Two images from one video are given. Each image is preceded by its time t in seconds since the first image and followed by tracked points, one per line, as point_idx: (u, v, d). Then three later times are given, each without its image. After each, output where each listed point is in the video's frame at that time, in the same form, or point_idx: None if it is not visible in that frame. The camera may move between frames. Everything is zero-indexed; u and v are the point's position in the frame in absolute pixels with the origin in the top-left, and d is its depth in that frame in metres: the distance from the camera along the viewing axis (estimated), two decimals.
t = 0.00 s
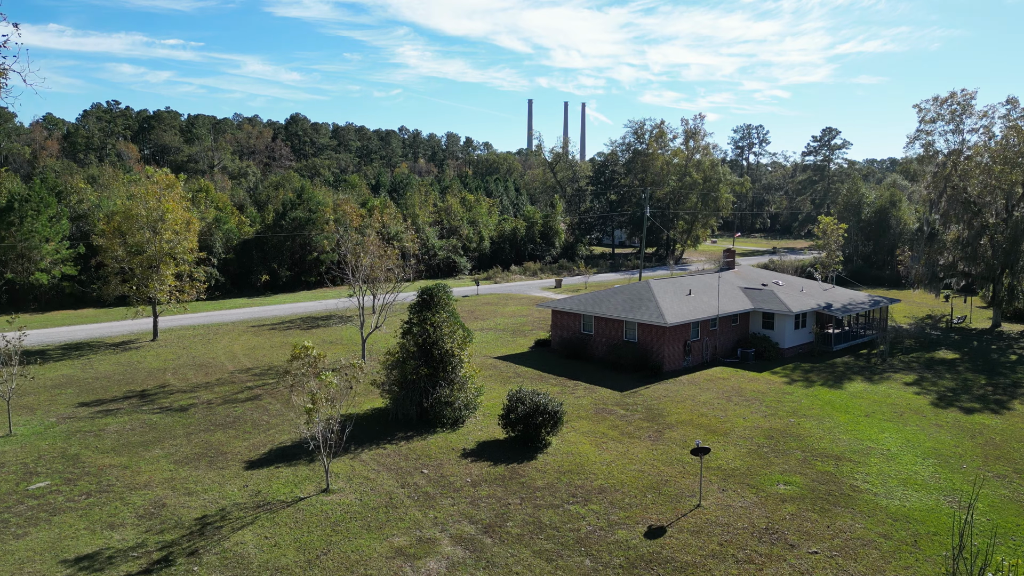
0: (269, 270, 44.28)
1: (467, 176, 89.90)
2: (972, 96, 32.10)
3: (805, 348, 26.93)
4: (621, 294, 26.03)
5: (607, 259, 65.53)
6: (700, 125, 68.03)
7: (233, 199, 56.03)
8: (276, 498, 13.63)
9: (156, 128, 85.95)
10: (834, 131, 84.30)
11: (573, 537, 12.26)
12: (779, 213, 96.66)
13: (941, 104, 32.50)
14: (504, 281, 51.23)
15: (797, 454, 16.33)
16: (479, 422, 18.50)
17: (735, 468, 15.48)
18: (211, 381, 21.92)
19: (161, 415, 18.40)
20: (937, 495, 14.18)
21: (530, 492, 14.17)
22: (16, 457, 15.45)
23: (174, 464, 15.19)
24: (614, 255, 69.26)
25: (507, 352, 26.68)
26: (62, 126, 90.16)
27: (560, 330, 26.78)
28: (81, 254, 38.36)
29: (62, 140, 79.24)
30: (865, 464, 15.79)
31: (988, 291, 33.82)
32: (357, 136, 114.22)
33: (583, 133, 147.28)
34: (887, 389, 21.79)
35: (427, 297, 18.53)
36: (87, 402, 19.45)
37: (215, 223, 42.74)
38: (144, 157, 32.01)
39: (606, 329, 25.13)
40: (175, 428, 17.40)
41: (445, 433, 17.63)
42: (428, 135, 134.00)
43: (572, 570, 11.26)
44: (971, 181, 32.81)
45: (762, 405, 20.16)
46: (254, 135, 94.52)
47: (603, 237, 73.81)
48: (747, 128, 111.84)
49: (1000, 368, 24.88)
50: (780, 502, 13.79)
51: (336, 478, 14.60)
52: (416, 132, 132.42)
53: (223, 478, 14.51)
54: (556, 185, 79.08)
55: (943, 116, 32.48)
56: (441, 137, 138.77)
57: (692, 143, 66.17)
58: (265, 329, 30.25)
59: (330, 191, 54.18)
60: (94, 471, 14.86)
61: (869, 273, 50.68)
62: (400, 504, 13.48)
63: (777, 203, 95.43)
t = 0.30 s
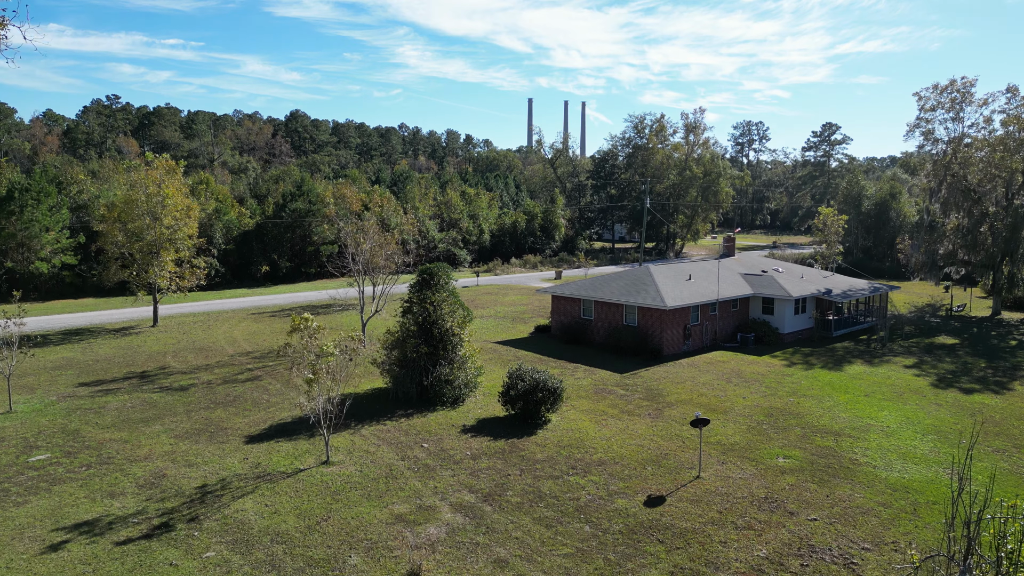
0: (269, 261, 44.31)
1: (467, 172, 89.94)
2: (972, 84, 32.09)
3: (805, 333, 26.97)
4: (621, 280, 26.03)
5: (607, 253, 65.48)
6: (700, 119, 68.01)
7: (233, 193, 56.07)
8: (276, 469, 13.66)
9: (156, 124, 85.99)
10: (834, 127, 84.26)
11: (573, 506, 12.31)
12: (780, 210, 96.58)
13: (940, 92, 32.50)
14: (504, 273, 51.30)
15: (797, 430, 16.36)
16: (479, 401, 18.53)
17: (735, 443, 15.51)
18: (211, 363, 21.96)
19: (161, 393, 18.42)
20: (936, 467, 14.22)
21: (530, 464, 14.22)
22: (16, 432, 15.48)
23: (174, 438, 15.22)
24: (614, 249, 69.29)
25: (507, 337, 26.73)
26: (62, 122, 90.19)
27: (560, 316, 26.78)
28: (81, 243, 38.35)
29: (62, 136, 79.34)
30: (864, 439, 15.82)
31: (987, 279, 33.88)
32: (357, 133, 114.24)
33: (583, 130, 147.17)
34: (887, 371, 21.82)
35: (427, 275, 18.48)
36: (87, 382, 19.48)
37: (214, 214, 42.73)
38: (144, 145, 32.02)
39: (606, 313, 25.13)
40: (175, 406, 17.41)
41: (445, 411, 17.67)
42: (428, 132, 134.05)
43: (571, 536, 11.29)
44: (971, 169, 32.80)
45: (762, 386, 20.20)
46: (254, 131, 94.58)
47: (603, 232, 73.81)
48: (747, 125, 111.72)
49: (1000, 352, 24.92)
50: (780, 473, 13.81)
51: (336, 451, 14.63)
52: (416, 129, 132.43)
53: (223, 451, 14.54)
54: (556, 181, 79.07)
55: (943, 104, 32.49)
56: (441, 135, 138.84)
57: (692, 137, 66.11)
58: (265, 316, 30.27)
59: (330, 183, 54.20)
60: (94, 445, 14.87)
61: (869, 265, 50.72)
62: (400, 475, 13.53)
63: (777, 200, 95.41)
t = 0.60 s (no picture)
0: (269, 253, 44.29)
1: (467, 168, 89.91)
2: (972, 72, 32.05)
3: (804, 319, 26.98)
4: (621, 265, 26.03)
5: (607, 248, 65.48)
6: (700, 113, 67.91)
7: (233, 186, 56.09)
8: (276, 442, 13.67)
9: (156, 120, 85.92)
10: (834, 122, 84.20)
11: (573, 475, 12.32)
12: (779, 206, 96.59)
13: (941, 80, 32.45)
14: (504, 266, 51.31)
15: (797, 407, 16.38)
16: (479, 380, 18.54)
17: (735, 419, 15.52)
18: (212, 346, 21.96)
19: (162, 373, 18.44)
20: (936, 441, 14.23)
21: (531, 437, 14.24)
22: (17, 408, 15.48)
23: (174, 413, 15.23)
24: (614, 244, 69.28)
25: (507, 323, 26.76)
26: (62, 118, 90.09)
27: (560, 302, 26.78)
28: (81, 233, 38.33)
29: (62, 132, 79.26)
30: (864, 415, 15.83)
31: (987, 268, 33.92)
32: (357, 130, 114.19)
33: (583, 127, 147.07)
34: (887, 354, 21.84)
35: (428, 255, 18.47)
36: (87, 363, 19.48)
37: (214, 205, 42.68)
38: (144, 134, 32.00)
39: (606, 299, 25.13)
40: (175, 384, 17.43)
41: (445, 389, 17.70)
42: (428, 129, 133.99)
43: (572, 502, 11.30)
44: (971, 158, 32.76)
45: (762, 367, 20.21)
46: (254, 128, 94.55)
47: (603, 227, 73.78)
48: (746, 121, 111.62)
49: (1000, 337, 24.94)
50: (780, 446, 13.81)
51: (336, 426, 14.63)
52: (416, 126, 132.34)
53: (224, 425, 14.55)
54: (556, 176, 79.06)
55: (944, 93, 32.45)
56: (441, 132, 138.78)
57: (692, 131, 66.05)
58: (266, 304, 30.27)
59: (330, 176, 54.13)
60: (95, 420, 14.88)
61: (869, 257, 50.73)
62: (401, 447, 13.55)
63: (777, 195, 95.41)
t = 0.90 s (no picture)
0: (270, 245, 44.28)
1: (466, 165, 89.86)
2: (973, 62, 32.03)
3: (805, 306, 26.96)
4: (622, 252, 26.01)
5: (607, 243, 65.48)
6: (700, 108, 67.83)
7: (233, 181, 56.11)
8: (277, 417, 13.66)
9: (156, 117, 85.90)
10: (834, 118, 84.13)
11: (574, 448, 12.32)
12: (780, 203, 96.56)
13: (941, 70, 32.43)
14: (504, 260, 51.31)
15: (797, 386, 16.38)
16: (480, 362, 18.55)
17: (736, 397, 15.53)
18: (212, 330, 21.98)
19: (162, 355, 18.45)
20: (938, 417, 14.22)
21: (531, 413, 14.25)
22: (18, 386, 15.49)
23: (175, 391, 15.24)
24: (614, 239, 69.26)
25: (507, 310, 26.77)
26: (62, 115, 90.06)
27: (560, 289, 26.77)
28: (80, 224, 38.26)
29: (62, 128, 79.22)
30: (865, 394, 15.83)
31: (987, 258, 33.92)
32: (357, 127, 114.22)
33: (583, 125, 147.04)
34: (887, 338, 21.84)
35: (428, 236, 18.39)
36: (88, 345, 19.48)
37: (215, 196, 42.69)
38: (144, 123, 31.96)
39: (606, 285, 25.13)
40: (176, 365, 17.44)
41: (446, 370, 17.71)
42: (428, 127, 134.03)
43: (573, 472, 11.31)
44: (972, 147, 32.70)
45: (763, 350, 20.22)
46: (254, 125, 94.53)
47: (603, 222, 73.75)
48: (746, 118, 111.57)
49: (1000, 323, 24.94)
50: (781, 422, 13.81)
51: (337, 403, 14.64)
52: (416, 124, 132.36)
53: (224, 402, 14.56)
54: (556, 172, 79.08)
55: (944, 83, 32.44)
56: (441, 130, 138.79)
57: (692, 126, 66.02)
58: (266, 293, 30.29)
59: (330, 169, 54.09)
60: (95, 397, 14.88)
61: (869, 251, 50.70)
62: (402, 422, 13.56)
63: (777, 192, 95.35)
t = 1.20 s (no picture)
0: (270, 238, 44.22)
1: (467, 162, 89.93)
2: (974, 52, 32.04)
3: (805, 295, 26.97)
4: (622, 240, 26.01)
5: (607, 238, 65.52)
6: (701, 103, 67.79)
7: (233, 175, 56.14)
8: (278, 394, 13.69)
9: (156, 114, 85.87)
10: (834, 114, 84.15)
11: (575, 422, 12.32)
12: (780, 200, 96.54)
13: (943, 60, 32.43)
14: (504, 253, 51.35)
15: (798, 367, 16.40)
16: (480, 345, 18.57)
17: (736, 376, 15.55)
18: (213, 316, 22.01)
19: (162, 337, 18.45)
20: (939, 395, 14.23)
21: (532, 391, 14.27)
22: (18, 365, 15.49)
23: (176, 370, 15.25)
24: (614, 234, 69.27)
25: (508, 299, 26.81)
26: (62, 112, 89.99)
27: (560, 278, 26.77)
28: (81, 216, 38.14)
29: (61, 124, 79.16)
30: (866, 373, 15.84)
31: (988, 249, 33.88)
32: (358, 124, 114.31)
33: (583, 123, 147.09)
34: (888, 324, 21.84)
35: (428, 219, 18.40)
36: (88, 329, 19.48)
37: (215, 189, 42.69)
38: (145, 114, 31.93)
39: (607, 273, 25.11)
40: (176, 347, 17.44)
41: (446, 352, 17.72)
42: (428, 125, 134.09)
43: (573, 444, 11.32)
44: (973, 137, 32.67)
45: (763, 334, 20.23)
46: (254, 122, 94.52)
47: (603, 218, 73.78)
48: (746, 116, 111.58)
49: (1001, 311, 24.95)
50: (782, 399, 13.83)
51: (337, 381, 14.64)
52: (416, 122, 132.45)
53: (225, 380, 14.58)
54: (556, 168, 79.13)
55: (945, 72, 32.43)
56: (441, 128, 138.86)
57: (692, 121, 66.03)
58: (266, 282, 30.34)
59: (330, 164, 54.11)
60: (96, 375, 14.89)
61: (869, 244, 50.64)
62: (403, 399, 13.58)
63: (777, 189, 95.34)
